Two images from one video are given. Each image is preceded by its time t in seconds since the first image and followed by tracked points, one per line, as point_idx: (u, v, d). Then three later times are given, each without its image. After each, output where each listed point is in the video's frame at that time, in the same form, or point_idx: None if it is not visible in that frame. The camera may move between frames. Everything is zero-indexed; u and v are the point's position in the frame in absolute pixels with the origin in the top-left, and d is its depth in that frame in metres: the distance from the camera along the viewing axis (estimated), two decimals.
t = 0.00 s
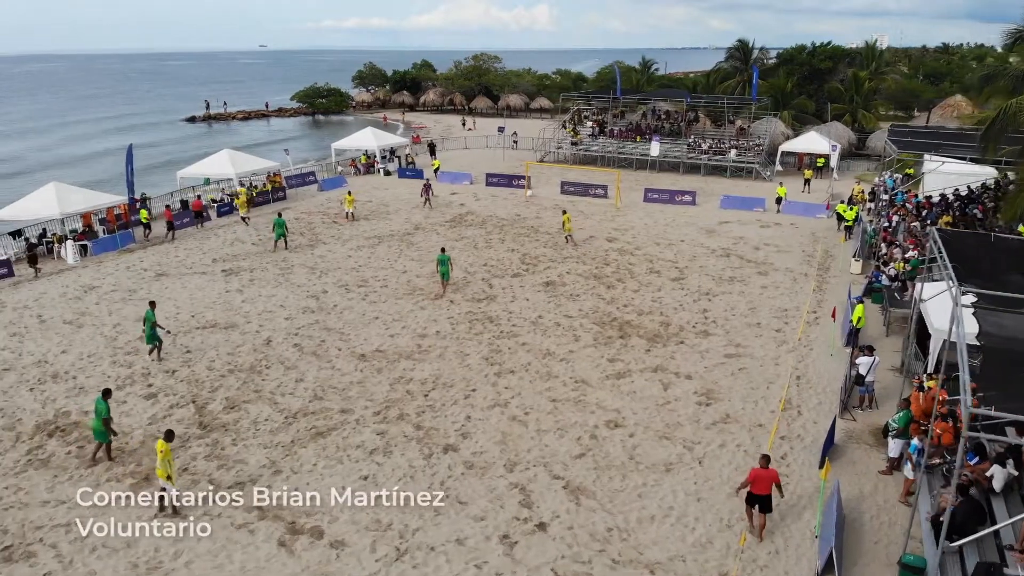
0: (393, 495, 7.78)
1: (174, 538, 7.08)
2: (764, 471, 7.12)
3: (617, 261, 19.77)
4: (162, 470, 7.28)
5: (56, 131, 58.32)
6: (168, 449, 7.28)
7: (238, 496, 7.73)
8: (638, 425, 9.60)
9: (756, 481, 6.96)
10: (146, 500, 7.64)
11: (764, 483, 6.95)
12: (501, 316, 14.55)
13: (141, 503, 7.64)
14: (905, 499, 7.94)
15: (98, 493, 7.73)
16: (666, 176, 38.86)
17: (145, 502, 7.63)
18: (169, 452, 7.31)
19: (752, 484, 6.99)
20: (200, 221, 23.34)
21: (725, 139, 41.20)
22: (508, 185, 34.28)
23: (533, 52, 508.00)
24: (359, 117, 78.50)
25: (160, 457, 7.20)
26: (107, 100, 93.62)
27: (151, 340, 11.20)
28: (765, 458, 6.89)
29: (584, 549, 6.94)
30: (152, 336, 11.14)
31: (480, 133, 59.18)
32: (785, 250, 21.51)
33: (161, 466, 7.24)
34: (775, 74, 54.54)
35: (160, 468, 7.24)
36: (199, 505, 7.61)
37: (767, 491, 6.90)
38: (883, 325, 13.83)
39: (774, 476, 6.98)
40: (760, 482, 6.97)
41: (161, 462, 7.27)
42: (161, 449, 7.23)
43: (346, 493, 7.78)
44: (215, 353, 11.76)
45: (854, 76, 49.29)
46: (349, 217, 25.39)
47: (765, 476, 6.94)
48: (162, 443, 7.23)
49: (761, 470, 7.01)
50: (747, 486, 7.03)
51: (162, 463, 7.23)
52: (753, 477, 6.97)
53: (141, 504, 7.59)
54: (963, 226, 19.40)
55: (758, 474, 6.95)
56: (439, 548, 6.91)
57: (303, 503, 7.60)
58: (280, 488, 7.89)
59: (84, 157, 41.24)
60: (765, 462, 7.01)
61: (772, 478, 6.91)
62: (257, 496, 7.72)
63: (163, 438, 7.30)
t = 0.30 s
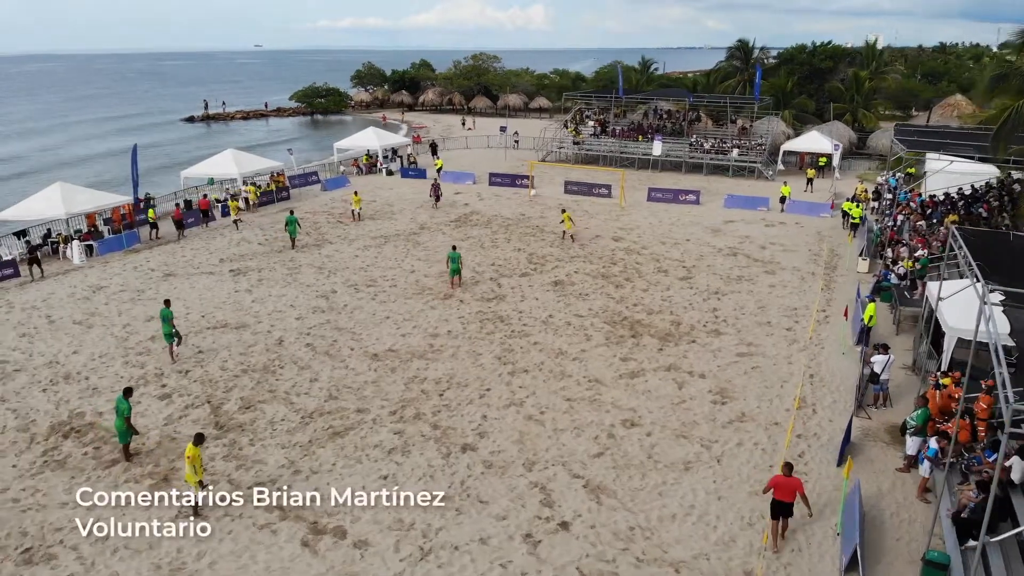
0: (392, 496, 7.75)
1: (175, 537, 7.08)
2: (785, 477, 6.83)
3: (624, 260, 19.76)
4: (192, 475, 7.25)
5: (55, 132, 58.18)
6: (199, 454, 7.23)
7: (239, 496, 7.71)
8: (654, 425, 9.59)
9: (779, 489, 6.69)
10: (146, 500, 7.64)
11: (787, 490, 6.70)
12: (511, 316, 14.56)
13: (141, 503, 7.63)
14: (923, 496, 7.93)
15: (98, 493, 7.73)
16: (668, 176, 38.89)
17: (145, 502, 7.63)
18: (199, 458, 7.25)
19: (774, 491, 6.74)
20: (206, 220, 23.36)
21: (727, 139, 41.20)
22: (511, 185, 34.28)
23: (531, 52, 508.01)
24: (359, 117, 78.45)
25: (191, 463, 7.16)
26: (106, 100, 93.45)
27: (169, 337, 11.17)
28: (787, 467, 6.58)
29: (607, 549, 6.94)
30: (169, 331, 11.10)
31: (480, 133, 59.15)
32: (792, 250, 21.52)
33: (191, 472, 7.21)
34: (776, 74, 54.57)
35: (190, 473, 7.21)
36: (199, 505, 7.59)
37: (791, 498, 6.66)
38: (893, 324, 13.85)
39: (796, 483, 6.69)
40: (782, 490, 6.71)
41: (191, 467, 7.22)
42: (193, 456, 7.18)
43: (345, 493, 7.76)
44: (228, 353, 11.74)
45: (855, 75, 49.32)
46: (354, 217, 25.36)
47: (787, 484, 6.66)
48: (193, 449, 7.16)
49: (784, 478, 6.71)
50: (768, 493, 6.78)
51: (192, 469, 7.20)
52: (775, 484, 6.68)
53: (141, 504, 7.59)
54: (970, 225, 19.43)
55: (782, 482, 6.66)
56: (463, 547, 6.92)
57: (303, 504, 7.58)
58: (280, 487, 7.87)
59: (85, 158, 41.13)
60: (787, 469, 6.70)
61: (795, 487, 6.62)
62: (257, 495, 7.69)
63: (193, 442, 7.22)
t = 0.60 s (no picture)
0: (392, 496, 7.73)
1: (175, 538, 6.99)
2: (792, 480, 6.81)
3: (612, 259, 19.87)
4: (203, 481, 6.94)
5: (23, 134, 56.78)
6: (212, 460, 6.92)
7: (239, 496, 7.65)
8: (653, 422, 9.65)
9: (785, 492, 6.69)
10: (146, 500, 7.56)
11: (793, 494, 6.68)
12: (504, 316, 14.55)
13: (141, 503, 7.55)
14: (921, 487, 8.16)
15: (98, 493, 7.68)
16: (649, 175, 39.20)
17: (145, 502, 7.55)
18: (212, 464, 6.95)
19: (782, 495, 6.72)
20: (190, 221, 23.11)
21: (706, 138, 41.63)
22: (494, 185, 34.25)
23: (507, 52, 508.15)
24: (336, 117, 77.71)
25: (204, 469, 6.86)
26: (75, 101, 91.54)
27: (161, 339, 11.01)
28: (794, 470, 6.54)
29: (616, 546, 6.97)
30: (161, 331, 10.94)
31: (460, 133, 58.98)
32: (775, 248, 21.83)
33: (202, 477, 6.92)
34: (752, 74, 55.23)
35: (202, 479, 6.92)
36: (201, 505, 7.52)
37: (797, 502, 6.65)
38: (879, 319, 14.13)
39: (803, 486, 6.68)
40: (789, 493, 6.70)
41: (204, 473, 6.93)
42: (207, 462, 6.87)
43: (345, 493, 7.73)
44: (220, 357, 11.57)
45: (829, 75, 50.13)
46: (338, 219, 25.11)
47: (795, 487, 6.64)
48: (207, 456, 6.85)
49: (791, 480, 6.70)
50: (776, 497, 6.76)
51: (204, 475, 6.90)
52: (783, 488, 6.67)
53: (142, 505, 7.50)
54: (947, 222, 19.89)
55: (788, 487, 6.65)
56: (473, 548, 6.90)
57: (303, 504, 7.54)
58: (280, 488, 7.82)
59: (57, 159, 40.21)
60: (794, 473, 6.68)
61: (802, 489, 6.61)
62: (257, 496, 7.64)
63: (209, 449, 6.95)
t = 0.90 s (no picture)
0: (392, 496, 7.73)
1: (174, 538, 6.98)
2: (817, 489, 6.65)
3: (612, 259, 19.93)
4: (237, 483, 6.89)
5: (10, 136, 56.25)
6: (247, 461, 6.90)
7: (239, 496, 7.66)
8: (665, 422, 9.68)
9: (813, 503, 6.53)
10: (146, 500, 7.57)
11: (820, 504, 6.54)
12: (509, 316, 14.56)
13: (141, 503, 7.56)
14: (935, 484, 8.23)
15: (98, 493, 7.70)
16: (644, 176, 39.33)
17: (145, 502, 7.56)
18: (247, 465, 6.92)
19: (810, 506, 6.54)
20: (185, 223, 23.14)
21: (699, 138, 41.83)
22: (490, 185, 34.24)
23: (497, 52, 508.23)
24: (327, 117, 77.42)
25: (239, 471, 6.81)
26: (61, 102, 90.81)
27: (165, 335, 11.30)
28: (820, 482, 6.37)
29: (637, 545, 6.98)
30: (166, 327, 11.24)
31: (453, 134, 58.90)
32: (773, 247, 21.97)
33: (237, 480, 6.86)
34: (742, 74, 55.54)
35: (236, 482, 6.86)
36: (200, 505, 7.54)
37: (824, 511, 6.52)
38: (882, 318, 14.25)
39: (829, 495, 6.54)
40: (817, 504, 6.53)
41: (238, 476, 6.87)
42: (242, 463, 6.83)
43: (345, 493, 7.74)
44: (227, 359, 11.51)
45: (820, 75, 50.49)
46: (336, 220, 25.02)
47: (822, 498, 6.49)
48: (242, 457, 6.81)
49: (817, 490, 6.53)
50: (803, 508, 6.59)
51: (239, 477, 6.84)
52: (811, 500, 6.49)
53: (141, 505, 7.51)
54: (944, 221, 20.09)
55: (817, 497, 6.47)
56: (494, 548, 6.89)
57: (303, 504, 7.54)
58: (280, 488, 7.83)
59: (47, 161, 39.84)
60: (822, 482, 6.50)
61: (830, 499, 6.46)
62: (257, 496, 7.65)
63: (242, 449, 6.89)
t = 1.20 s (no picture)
0: (392, 496, 7.74)
1: (174, 538, 6.98)
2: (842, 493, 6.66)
3: (613, 259, 19.97)
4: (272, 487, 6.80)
5: None
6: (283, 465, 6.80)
7: (239, 496, 7.68)
8: (679, 421, 9.70)
9: (840, 508, 6.53)
10: (146, 500, 7.59)
11: (847, 508, 6.54)
12: (515, 317, 14.56)
13: (141, 503, 7.58)
14: (950, 481, 8.30)
15: (98, 493, 7.71)
16: (640, 176, 39.45)
17: (145, 503, 7.57)
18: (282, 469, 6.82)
19: (837, 511, 6.54)
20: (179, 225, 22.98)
21: (694, 138, 41.99)
22: (487, 185, 34.22)
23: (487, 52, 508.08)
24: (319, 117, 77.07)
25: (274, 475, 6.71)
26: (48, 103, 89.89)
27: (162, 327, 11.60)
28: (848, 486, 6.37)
29: (661, 545, 6.99)
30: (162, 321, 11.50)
31: (446, 134, 58.78)
32: (773, 246, 22.10)
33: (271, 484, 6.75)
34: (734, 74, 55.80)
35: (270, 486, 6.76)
36: (200, 504, 7.55)
37: (851, 516, 6.53)
38: (885, 316, 14.38)
39: (856, 499, 6.54)
40: (844, 509, 6.53)
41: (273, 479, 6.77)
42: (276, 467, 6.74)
43: (344, 493, 7.76)
44: (235, 362, 11.43)
45: (812, 75, 50.84)
46: (334, 221, 24.93)
47: (848, 502, 6.50)
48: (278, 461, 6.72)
49: (843, 495, 6.54)
50: (830, 514, 6.59)
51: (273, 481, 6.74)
52: (839, 505, 6.50)
53: (141, 504, 7.53)
54: (941, 220, 20.30)
55: (844, 503, 6.48)
56: (519, 549, 6.88)
57: (303, 504, 7.56)
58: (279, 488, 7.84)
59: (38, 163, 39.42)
60: (847, 487, 6.52)
61: (857, 503, 6.46)
62: (256, 496, 7.65)
63: (277, 453, 6.76)
